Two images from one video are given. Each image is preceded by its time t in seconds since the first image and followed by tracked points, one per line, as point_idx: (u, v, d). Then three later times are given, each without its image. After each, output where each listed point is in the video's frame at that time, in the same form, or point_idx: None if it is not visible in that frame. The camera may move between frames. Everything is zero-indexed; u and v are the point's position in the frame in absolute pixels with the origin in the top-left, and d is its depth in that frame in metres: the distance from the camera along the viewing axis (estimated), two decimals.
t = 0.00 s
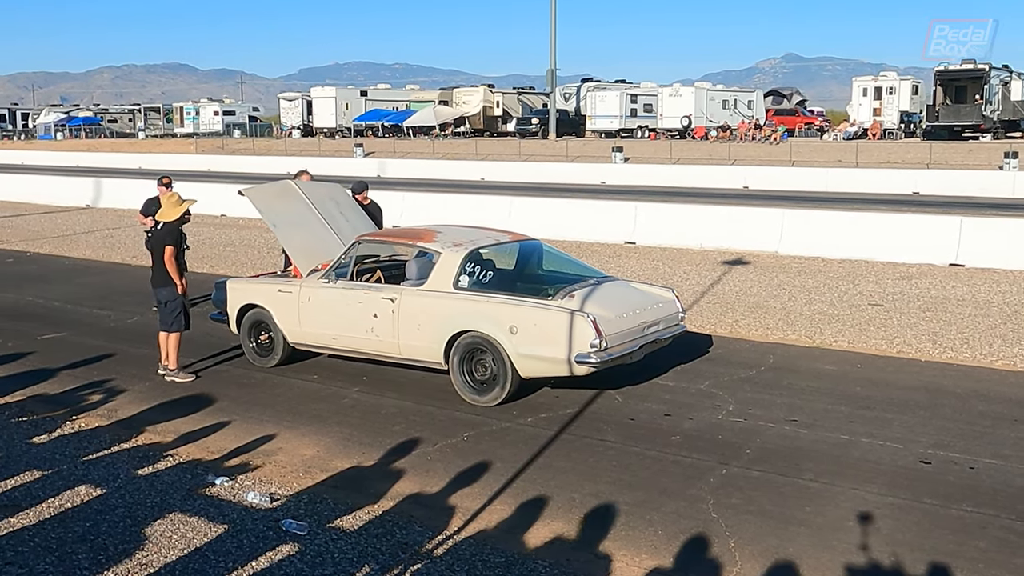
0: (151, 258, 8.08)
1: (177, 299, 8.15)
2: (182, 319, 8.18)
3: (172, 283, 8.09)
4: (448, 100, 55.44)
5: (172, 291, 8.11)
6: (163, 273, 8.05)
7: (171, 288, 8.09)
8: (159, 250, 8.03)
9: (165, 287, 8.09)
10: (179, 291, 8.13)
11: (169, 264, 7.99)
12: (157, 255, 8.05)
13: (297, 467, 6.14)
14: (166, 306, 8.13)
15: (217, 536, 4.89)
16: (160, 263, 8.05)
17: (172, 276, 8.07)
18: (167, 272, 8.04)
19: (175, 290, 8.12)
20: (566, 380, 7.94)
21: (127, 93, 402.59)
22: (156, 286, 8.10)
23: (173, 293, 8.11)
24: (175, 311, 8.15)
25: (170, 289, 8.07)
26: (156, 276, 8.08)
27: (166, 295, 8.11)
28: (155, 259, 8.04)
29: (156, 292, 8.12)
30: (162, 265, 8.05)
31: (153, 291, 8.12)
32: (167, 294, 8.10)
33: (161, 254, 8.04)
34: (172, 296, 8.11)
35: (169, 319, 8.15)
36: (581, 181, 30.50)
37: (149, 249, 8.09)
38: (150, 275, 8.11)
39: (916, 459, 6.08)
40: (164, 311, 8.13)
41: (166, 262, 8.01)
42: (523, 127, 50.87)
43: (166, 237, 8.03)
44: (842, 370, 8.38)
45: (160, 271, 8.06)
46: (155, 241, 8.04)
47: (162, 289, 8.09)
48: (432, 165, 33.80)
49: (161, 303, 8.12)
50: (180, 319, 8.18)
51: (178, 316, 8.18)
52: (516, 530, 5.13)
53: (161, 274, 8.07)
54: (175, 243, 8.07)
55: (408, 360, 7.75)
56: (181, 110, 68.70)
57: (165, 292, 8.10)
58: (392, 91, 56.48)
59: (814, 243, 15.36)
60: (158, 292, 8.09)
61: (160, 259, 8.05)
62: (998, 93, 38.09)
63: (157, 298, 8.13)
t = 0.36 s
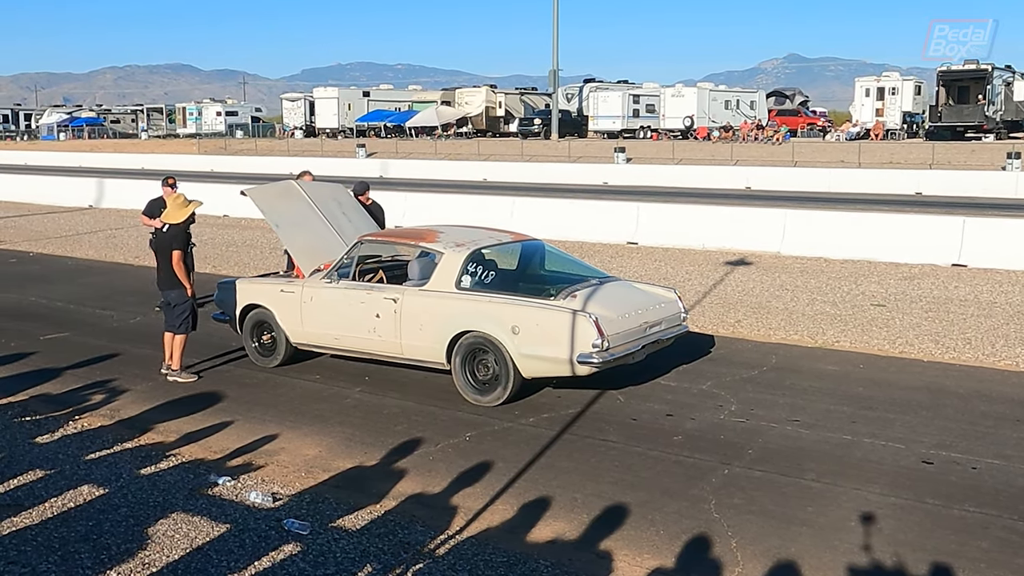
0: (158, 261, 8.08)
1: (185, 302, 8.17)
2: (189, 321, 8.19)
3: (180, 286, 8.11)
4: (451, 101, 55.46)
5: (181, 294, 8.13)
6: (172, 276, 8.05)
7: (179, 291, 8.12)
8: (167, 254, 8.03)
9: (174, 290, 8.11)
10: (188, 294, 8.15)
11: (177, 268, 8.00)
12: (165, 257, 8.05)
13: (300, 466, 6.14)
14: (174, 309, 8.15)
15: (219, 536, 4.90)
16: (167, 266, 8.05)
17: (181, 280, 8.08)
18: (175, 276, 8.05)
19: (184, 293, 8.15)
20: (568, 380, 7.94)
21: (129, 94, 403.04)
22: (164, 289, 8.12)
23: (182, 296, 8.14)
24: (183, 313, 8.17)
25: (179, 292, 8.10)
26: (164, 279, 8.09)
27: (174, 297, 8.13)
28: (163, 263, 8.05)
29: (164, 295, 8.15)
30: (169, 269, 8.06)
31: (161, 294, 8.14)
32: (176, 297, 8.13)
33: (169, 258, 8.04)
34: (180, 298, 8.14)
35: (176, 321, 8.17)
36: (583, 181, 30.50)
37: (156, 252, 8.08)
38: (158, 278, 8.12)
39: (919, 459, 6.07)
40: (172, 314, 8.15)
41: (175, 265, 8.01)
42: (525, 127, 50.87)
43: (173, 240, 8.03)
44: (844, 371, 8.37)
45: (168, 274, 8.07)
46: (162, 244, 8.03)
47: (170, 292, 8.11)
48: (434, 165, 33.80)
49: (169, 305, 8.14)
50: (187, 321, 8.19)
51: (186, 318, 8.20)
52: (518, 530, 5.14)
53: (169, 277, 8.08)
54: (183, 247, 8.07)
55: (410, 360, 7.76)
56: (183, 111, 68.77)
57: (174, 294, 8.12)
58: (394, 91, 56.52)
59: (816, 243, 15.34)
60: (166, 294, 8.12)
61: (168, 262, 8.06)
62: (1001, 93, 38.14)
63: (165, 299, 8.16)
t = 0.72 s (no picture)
0: (163, 262, 8.07)
1: (190, 301, 8.18)
2: (194, 321, 8.21)
3: (186, 286, 8.11)
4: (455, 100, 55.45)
5: (186, 294, 8.14)
6: (177, 277, 8.06)
7: (184, 291, 8.12)
8: (172, 254, 8.02)
9: (179, 290, 8.11)
10: (193, 294, 8.16)
11: (183, 268, 8.01)
12: (170, 258, 8.04)
13: (303, 465, 6.15)
14: (178, 309, 8.15)
15: (223, 534, 4.91)
16: (173, 266, 8.05)
17: (186, 279, 8.09)
18: (180, 276, 8.05)
19: (189, 293, 8.15)
20: (571, 379, 7.95)
21: (134, 93, 403.73)
22: (168, 288, 8.11)
23: (187, 296, 8.14)
24: (188, 313, 8.17)
25: (184, 291, 8.10)
26: (168, 279, 8.08)
27: (179, 297, 8.13)
28: (169, 263, 8.04)
29: (168, 295, 8.14)
30: (175, 269, 8.05)
31: (165, 293, 8.13)
32: (181, 297, 8.13)
33: (174, 258, 8.04)
34: (185, 298, 8.14)
35: (181, 320, 8.17)
36: (587, 180, 30.49)
37: (161, 252, 8.06)
38: (162, 278, 8.10)
39: (922, 459, 6.06)
40: (177, 314, 8.14)
41: (181, 266, 8.01)
42: (529, 127, 50.85)
43: (179, 241, 8.02)
44: (848, 371, 8.35)
45: (173, 274, 8.07)
46: (168, 245, 8.03)
47: (175, 292, 8.11)
48: (438, 165, 33.82)
49: (173, 305, 8.14)
50: (192, 321, 8.20)
51: (190, 317, 8.21)
52: (521, 529, 5.13)
53: (174, 278, 8.07)
54: (188, 247, 8.07)
55: (414, 359, 7.76)
56: (188, 111, 68.85)
57: (179, 294, 8.12)
58: (399, 91, 56.56)
59: (820, 243, 15.32)
60: (171, 294, 8.11)
61: (173, 262, 8.05)
62: (1006, 93, 38.03)
63: (169, 299, 8.15)
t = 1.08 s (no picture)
0: (165, 260, 8.08)
1: (193, 300, 8.19)
2: (198, 319, 8.22)
3: (188, 285, 8.12)
4: (460, 100, 55.47)
5: (188, 293, 8.14)
6: (179, 276, 8.07)
7: (187, 289, 8.13)
8: (175, 253, 8.02)
9: (182, 288, 8.12)
10: (195, 292, 8.17)
11: (185, 267, 8.01)
12: (171, 256, 8.04)
13: (309, 464, 6.16)
14: (181, 307, 8.16)
15: (228, 533, 4.92)
16: (175, 265, 8.05)
17: (188, 278, 8.09)
18: (182, 274, 8.06)
19: (191, 291, 8.16)
20: (577, 379, 7.95)
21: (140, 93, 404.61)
22: (171, 287, 8.12)
23: (189, 294, 8.15)
24: (191, 311, 8.19)
25: (187, 290, 8.11)
26: (171, 278, 8.09)
27: (182, 295, 8.14)
28: (171, 261, 8.04)
29: (171, 293, 8.15)
30: (177, 268, 8.06)
31: (168, 292, 8.15)
32: (184, 296, 8.14)
33: (176, 257, 8.04)
34: (188, 296, 8.14)
35: (184, 319, 8.18)
36: (593, 180, 30.47)
37: (163, 251, 8.06)
38: (165, 277, 8.12)
39: (928, 459, 6.05)
40: (180, 312, 8.16)
41: (183, 265, 8.01)
42: (535, 127, 50.81)
43: (181, 240, 8.03)
44: (854, 370, 8.34)
45: (176, 273, 8.07)
46: (170, 244, 8.03)
47: (178, 290, 8.12)
48: (444, 165, 33.83)
49: (176, 303, 8.15)
50: (196, 319, 8.22)
51: (194, 315, 8.22)
52: (526, 529, 5.13)
53: (176, 276, 8.08)
54: (190, 246, 8.07)
55: (420, 358, 7.77)
56: (194, 110, 68.92)
57: (181, 293, 8.13)
58: (405, 91, 56.60)
59: (826, 243, 15.30)
60: (173, 293, 8.12)
61: (174, 261, 8.06)
62: (1013, 93, 37.89)
63: (172, 298, 8.16)
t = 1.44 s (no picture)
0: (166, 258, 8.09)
1: (195, 297, 8.19)
2: (201, 316, 8.21)
3: (190, 282, 8.11)
4: (465, 97, 55.42)
5: (190, 290, 8.14)
6: (180, 273, 8.07)
7: (188, 287, 8.12)
8: (175, 250, 8.02)
9: (183, 285, 8.12)
10: (197, 289, 8.16)
11: (185, 264, 8.01)
12: (172, 254, 8.04)
13: (314, 462, 6.17)
14: (184, 305, 8.17)
15: (234, 530, 4.93)
16: (175, 262, 8.05)
17: (189, 275, 8.09)
18: (183, 272, 8.06)
19: (193, 288, 8.15)
20: (582, 376, 7.94)
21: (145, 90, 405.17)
22: (173, 285, 8.13)
23: (191, 291, 8.14)
24: (194, 308, 8.18)
25: (188, 287, 8.10)
26: (173, 275, 8.10)
27: (184, 293, 8.14)
28: (171, 258, 8.04)
29: (174, 291, 8.16)
30: (178, 265, 8.06)
31: (170, 290, 8.16)
32: (186, 293, 8.14)
33: (177, 254, 8.04)
34: (190, 293, 8.14)
35: (188, 316, 8.18)
36: (598, 178, 30.45)
37: (165, 248, 8.08)
38: (167, 275, 8.13)
39: (934, 457, 6.04)
40: (183, 310, 8.17)
41: (182, 261, 8.01)
42: (539, 124, 50.77)
43: (181, 237, 8.03)
44: (860, 369, 8.32)
45: (177, 270, 8.08)
46: (170, 241, 8.04)
47: (180, 288, 8.12)
48: (448, 162, 33.81)
49: (179, 301, 8.16)
50: (199, 316, 8.21)
51: (197, 313, 8.21)
52: (531, 527, 5.13)
53: (177, 274, 8.08)
54: (191, 243, 8.07)
55: (424, 356, 7.77)
56: (199, 108, 68.93)
57: (183, 290, 8.13)
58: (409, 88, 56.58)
59: (832, 241, 15.26)
60: (175, 291, 8.13)
61: (175, 259, 8.06)
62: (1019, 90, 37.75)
63: (175, 296, 8.17)
